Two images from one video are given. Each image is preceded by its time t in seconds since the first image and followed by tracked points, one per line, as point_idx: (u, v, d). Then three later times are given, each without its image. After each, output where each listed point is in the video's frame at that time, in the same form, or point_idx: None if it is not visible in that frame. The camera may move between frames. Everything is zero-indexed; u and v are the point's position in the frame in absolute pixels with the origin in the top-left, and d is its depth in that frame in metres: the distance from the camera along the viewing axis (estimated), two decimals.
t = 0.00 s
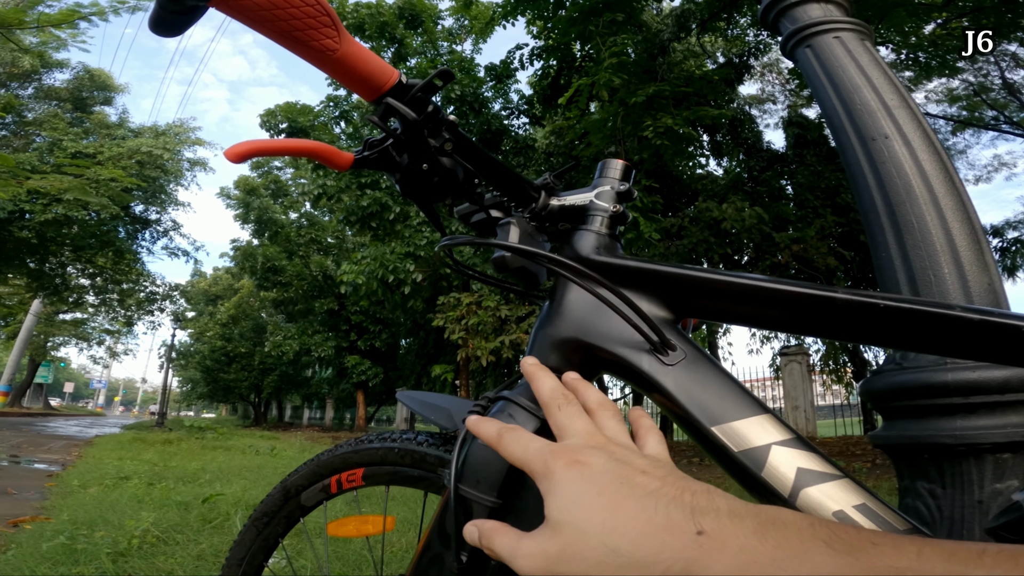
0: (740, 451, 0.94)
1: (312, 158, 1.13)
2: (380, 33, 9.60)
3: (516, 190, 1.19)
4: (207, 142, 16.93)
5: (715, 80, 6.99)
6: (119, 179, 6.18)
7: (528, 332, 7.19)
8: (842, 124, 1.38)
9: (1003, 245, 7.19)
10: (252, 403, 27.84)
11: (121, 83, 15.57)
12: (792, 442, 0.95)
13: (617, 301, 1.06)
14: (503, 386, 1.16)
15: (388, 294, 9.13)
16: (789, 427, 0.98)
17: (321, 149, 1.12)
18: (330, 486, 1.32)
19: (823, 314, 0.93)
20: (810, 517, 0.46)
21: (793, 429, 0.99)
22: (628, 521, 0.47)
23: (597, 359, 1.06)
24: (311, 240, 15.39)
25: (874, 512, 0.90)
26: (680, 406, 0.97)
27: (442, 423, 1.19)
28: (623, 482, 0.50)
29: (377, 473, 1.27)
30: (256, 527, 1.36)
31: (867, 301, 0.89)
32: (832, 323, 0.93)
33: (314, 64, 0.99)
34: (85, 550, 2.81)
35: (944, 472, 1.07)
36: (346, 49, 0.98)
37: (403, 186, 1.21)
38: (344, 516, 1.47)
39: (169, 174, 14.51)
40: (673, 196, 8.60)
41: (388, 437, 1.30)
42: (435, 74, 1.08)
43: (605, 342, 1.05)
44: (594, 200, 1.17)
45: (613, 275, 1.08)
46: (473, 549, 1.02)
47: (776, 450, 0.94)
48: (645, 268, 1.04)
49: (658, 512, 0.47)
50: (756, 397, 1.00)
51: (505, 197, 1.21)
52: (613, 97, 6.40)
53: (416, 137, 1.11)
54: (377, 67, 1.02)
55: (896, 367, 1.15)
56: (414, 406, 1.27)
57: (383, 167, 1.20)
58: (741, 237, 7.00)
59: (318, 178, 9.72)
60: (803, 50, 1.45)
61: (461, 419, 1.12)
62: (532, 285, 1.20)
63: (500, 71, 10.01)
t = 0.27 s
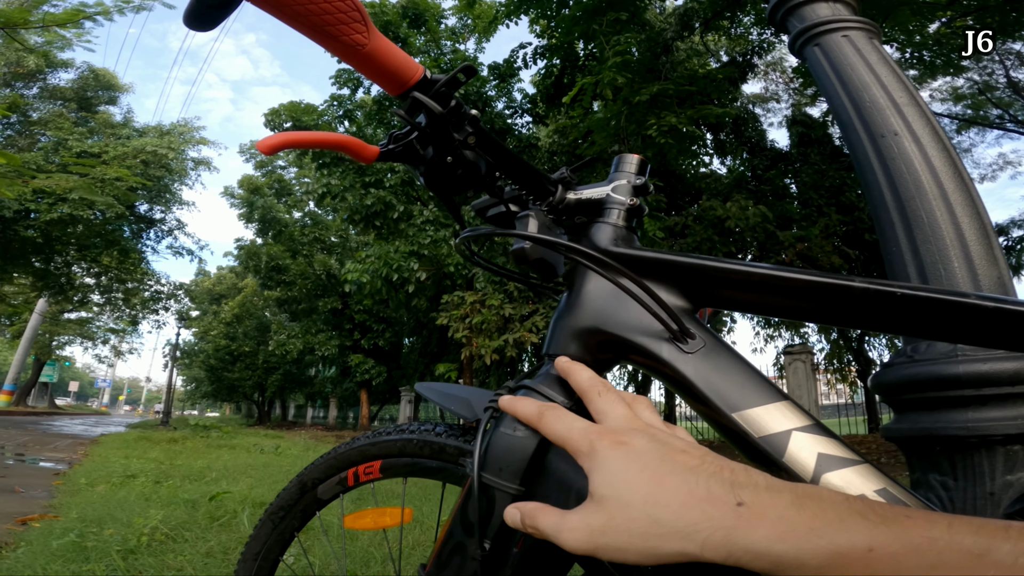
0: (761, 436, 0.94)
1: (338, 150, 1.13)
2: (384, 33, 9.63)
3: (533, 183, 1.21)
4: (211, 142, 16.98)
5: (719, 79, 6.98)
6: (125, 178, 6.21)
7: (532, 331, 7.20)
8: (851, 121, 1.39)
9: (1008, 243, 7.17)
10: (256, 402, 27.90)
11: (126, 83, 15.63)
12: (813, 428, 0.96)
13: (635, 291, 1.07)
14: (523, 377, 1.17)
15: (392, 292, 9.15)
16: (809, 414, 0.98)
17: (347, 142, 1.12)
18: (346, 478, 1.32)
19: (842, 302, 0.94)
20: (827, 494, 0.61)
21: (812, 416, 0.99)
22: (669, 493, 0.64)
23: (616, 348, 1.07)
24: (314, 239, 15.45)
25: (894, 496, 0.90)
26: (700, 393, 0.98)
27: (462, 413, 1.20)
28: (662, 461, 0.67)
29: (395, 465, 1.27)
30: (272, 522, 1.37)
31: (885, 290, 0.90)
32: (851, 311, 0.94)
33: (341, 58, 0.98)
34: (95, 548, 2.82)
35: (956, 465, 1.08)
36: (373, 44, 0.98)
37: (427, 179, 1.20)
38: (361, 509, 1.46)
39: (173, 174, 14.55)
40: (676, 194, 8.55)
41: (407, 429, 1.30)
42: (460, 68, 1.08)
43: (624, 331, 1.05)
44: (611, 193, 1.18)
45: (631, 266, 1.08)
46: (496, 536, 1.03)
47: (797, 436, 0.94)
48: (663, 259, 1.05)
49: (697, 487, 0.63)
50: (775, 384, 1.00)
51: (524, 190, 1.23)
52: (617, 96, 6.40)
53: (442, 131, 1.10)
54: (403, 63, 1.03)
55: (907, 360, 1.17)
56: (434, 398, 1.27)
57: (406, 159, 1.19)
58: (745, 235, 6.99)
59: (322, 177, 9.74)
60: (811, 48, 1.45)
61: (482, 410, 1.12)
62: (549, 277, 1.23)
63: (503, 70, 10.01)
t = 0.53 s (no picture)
0: (792, 424, 0.94)
1: (365, 140, 1.13)
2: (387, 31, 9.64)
3: (555, 176, 1.21)
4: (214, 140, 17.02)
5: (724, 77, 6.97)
6: (130, 176, 6.23)
7: (536, 329, 7.19)
8: (864, 117, 1.38)
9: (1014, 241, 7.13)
10: (260, 400, 27.96)
11: (130, 82, 15.67)
12: (842, 417, 0.96)
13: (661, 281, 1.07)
14: (545, 368, 1.16)
15: (397, 290, 9.15)
16: (837, 403, 0.99)
17: (373, 133, 1.12)
18: (364, 473, 1.33)
19: (873, 293, 0.96)
20: (874, 488, 0.66)
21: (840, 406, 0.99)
22: (716, 491, 0.69)
23: (642, 339, 1.07)
24: (318, 237, 15.46)
25: (926, 484, 0.90)
26: (727, 383, 0.99)
27: (485, 405, 1.20)
28: (706, 460, 0.71)
29: (415, 459, 1.27)
30: (288, 518, 1.38)
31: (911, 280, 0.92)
32: (876, 302, 0.96)
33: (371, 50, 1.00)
34: (105, 545, 2.83)
35: (974, 458, 1.08)
36: (404, 36, 0.99)
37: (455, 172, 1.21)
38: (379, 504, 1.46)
39: (178, 172, 14.58)
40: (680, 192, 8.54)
41: (426, 422, 1.31)
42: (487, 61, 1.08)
43: (649, 322, 1.06)
44: (632, 186, 1.18)
45: (655, 257, 1.09)
46: (522, 528, 1.03)
47: (826, 425, 0.94)
48: (688, 251, 1.06)
49: (745, 485, 0.68)
50: (804, 374, 1.01)
51: (545, 183, 1.23)
52: (621, 94, 6.39)
53: (470, 122, 1.11)
54: (433, 56, 1.05)
55: (925, 354, 1.17)
56: (457, 391, 1.28)
57: (433, 152, 1.20)
58: (750, 233, 6.97)
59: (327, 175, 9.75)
60: (824, 46, 1.44)
61: (506, 401, 1.13)
62: (572, 271, 1.23)
63: (507, 68, 10.00)
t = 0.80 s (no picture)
0: (803, 424, 0.94)
1: (372, 138, 1.12)
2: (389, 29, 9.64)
3: (562, 175, 1.21)
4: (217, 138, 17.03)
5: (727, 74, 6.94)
6: (133, 175, 6.23)
7: (539, 326, 7.18)
8: (872, 115, 1.37)
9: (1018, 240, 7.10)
10: (263, 398, 28.00)
11: (133, 80, 15.69)
12: (854, 417, 0.95)
13: (670, 280, 1.07)
14: (553, 367, 1.16)
15: (399, 288, 9.14)
16: (849, 403, 0.98)
17: (381, 131, 1.11)
18: (370, 472, 1.32)
19: (883, 291, 0.95)
20: (894, 499, 0.65)
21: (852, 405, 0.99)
22: (734, 504, 0.67)
23: (651, 338, 1.06)
24: (321, 235, 15.02)
25: (941, 485, 0.89)
26: (738, 382, 0.98)
27: (492, 404, 1.20)
28: (720, 472, 0.70)
29: (421, 458, 1.27)
30: (294, 517, 1.38)
31: (927, 279, 0.91)
32: (889, 300, 0.95)
33: (379, 47, 0.99)
34: (110, 544, 2.83)
35: (984, 457, 1.07)
36: (412, 32, 0.99)
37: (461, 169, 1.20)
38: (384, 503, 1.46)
39: (181, 170, 14.60)
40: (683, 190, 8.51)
41: (432, 422, 1.30)
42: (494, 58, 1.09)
43: (657, 320, 1.05)
44: (640, 184, 1.18)
45: (665, 255, 1.08)
46: (531, 529, 1.02)
47: (838, 425, 0.94)
48: (698, 250, 1.05)
49: (763, 498, 0.67)
50: (815, 374, 1.00)
51: (553, 181, 1.23)
52: (624, 91, 6.36)
53: (478, 120, 1.10)
54: (439, 52, 1.04)
55: (934, 352, 1.16)
56: (463, 390, 1.27)
57: (439, 150, 1.19)
58: (753, 231, 6.95)
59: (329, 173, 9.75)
60: (832, 43, 1.43)
61: (514, 400, 1.13)
62: (578, 266, 1.24)
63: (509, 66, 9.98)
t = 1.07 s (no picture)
0: (811, 412, 0.94)
1: (381, 129, 1.12)
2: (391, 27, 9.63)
3: (568, 167, 1.22)
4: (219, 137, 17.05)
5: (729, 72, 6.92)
6: (136, 173, 6.24)
7: (541, 324, 7.18)
8: (875, 111, 1.37)
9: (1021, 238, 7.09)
10: (265, 395, 28.05)
11: (136, 79, 15.72)
12: (861, 406, 0.95)
13: (677, 271, 1.07)
14: (559, 357, 1.16)
15: (402, 285, 9.14)
16: (855, 392, 0.98)
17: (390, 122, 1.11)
18: (375, 465, 1.33)
19: (889, 281, 0.95)
20: (907, 487, 0.65)
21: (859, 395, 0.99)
22: (746, 491, 0.67)
23: (658, 328, 1.06)
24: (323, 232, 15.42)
25: (949, 475, 0.89)
26: (745, 371, 0.98)
27: (498, 394, 1.20)
28: (731, 459, 0.70)
29: (427, 450, 1.28)
30: (299, 511, 1.38)
31: (932, 268, 0.92)
32: (896, 289, 0.95)
33: (388, 40, 0.99)
34: (114, 541, 2.84)
35: (988, 450, 1.07)
36: (421, 25, 0.98)
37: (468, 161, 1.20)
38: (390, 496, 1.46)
39: (183, 168, 14.62)
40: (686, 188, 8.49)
41: (439, 414, 1.30)
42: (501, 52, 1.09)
43: (665, 310, 1.05)
44: (646, 176, 1.18)
45: (672, 246, 1.08)
46: (538, 518, 1.02)
47: (847, 414, 0.94)
48: (705, 240, 1.05)
49: (775, 485, 0.67)
50: (822, 363, 1.01)
51: (560, 174, 1.23)
52: (627, 89, 6.35)
53: (486, 111, 1.10)
54: (448, 45, 1.03)
55: (938, 346, 1.16)
56: (470, 380, 1.27)
57: (448, 141, 1.19)
58: (755, 228, 6.95)
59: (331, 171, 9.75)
60: (835, 40, 1.43)
61: (521, 390, 1.13)
62: (583, 257, 1.24)
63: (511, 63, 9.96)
